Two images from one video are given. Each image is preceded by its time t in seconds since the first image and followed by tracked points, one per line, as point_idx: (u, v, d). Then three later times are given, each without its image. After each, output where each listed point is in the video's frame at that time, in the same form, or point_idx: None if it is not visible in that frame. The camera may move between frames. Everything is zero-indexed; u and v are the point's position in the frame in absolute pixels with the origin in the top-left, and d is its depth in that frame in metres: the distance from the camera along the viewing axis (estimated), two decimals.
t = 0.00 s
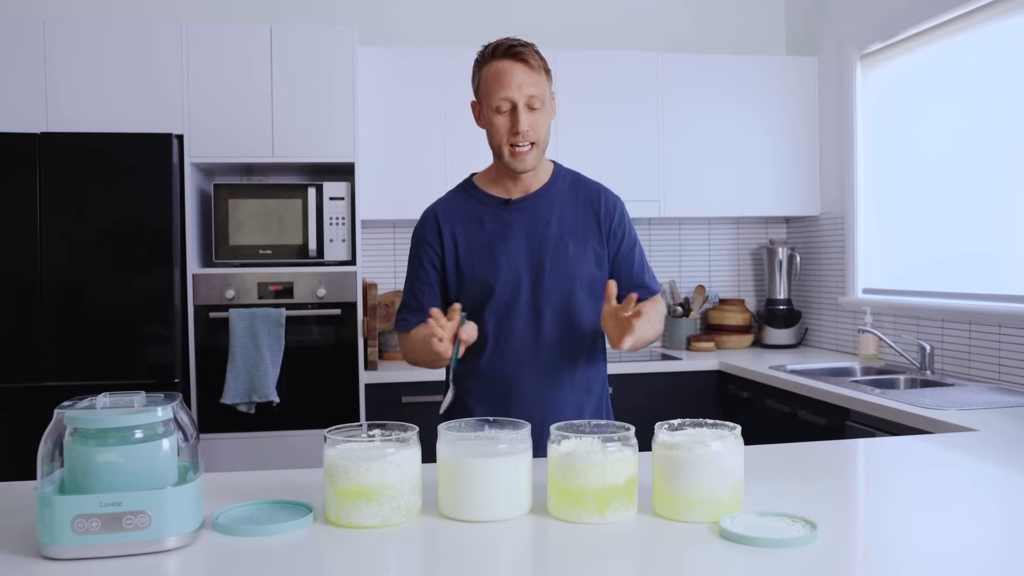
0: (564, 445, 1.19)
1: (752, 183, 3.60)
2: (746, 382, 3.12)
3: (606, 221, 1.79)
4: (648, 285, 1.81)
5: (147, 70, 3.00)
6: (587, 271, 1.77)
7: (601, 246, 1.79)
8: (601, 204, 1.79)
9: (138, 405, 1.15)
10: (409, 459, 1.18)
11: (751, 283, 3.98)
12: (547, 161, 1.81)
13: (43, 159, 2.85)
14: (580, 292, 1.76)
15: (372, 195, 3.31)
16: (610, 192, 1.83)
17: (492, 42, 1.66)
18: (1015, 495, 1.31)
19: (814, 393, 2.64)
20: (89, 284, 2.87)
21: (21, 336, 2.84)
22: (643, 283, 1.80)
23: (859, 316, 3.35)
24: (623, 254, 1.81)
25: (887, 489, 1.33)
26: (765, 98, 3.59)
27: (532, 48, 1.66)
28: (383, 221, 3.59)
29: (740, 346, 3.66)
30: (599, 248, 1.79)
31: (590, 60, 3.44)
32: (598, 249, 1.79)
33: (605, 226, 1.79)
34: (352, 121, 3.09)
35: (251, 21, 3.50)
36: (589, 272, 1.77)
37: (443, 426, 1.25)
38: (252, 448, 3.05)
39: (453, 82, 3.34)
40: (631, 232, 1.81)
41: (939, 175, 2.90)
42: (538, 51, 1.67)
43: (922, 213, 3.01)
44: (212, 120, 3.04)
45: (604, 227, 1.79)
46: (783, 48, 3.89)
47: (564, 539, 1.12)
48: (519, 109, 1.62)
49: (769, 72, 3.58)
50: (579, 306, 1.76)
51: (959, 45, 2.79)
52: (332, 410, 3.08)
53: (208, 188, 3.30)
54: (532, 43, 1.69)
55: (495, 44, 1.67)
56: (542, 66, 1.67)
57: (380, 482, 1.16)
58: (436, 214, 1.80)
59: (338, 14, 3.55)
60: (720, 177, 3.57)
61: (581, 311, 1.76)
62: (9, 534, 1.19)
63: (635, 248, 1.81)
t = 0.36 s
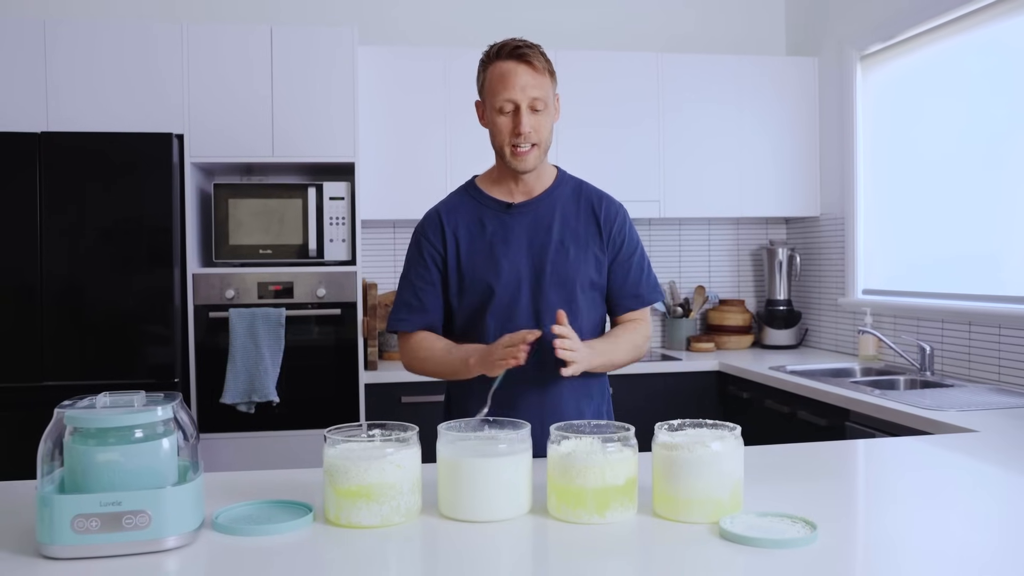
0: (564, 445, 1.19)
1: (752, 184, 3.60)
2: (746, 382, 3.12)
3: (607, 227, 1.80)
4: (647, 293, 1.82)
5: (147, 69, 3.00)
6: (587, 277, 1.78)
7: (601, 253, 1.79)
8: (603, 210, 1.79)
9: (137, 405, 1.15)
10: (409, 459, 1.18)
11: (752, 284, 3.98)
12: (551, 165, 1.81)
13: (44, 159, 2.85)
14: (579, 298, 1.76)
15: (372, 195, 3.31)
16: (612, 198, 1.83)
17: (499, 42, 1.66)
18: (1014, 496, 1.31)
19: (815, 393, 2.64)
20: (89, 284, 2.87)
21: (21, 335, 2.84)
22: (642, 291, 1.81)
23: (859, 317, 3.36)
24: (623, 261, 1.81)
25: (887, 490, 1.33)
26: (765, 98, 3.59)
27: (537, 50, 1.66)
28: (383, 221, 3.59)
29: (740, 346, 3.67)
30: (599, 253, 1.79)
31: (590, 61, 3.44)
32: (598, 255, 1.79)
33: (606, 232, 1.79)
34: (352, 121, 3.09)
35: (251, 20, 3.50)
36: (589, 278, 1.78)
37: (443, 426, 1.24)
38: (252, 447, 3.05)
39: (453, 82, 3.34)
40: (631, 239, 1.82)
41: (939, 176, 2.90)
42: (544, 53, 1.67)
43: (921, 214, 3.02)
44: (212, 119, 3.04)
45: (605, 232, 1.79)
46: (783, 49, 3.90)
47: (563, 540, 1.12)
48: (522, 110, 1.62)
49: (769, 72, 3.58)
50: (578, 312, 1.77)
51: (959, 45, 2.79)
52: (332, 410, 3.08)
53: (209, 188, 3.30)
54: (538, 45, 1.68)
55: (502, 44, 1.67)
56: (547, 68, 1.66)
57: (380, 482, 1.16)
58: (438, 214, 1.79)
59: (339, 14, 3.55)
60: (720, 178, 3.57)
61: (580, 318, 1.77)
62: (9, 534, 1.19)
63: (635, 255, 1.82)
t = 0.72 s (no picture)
0: (567, 446, 1.19)
1: (754, 185, 3.60)
2: (748, 383, 3.11)
3: (610, 226, 1.79)
4: (651, 292, 1.81)
5: (148, 69, 3.00)
6: (589, 276, 1.77)
7: (605, 252, 1.79)
8: (606, 210, 1.79)
9: (140, 405, 1.15)
10: (411, 460, 1.18)
11: (754, 285, 3.97)
12: (553, 165, 1.80)
13: (46, 160, 2.85)
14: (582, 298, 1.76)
15: (374, 195, 3.31)
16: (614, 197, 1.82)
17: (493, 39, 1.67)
18: (1016, 497, 1.31)
19: (817, 394, 2.64)
20: (90, 285, 2.87)
21: (22, 335, 2.85)
22: (645, 290, 1.81)
23: (862, 318, 3.35)
24: (626, 261, 1.81)
25: (889, 491, 1.33)
26: (767, 99, 3.59)
27: (531, 45, 1.66)
28: (386, 222, 3.59)
29: (742, 347, 3.67)
30: (602, 252, 1.79)
31: (591, 61, 3.44)
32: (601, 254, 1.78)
33: (609, 231, 1.79)
34: (353, 121, 3.10)
35: (252, 21, 3.51)
36: (592, 278, 1.78)
37: (445, 427, 1.24)
38: (253, 448, 3.05)
39: (455, 83, 3.34)
40: (635, 238, 1.81)
41: (941, 177, 2.90)
42: (537, 48, 1.67)
43: (923, 215, 3.01)
44: (214, 120, 3.04)
45: (608, 232, 1.79)
46: (785, 50, 3.89)
47: (565, 540, 1.12)
48: (512, 100, 1.62)
49: (771, 73, 3.58)
50: (581, 312, 1.76)
51: (960, 46, 2.79)
52: (334, 411, 3.08)
53: (211, 188, 3.30)
54: (533, 42, 1.69)
55: (496, 41, 1.69)
56: (540, 61, 1.66)
57: (382, 483, 1.16)
58: (441, 215, 1.80)
59: (340, 15, 3.55)
60: (722, 179, 3.57)
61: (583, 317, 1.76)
62: (11, 534, 1.19)
63: (638, 254, 1.82)
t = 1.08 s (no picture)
0: (566, 446, 1.19)
1: (754, 185, 3.60)
2: (748, 383, 3.11)
3: (609, 225, 1.79)
4: (651, 290, 1.81)
5: (148, 69, 3.00)
6: (589, 275, 1.77)
7: (604, 251, 1.79)
8: (605, 209, 1.79)
9: (139, 405, 1.15)
10: (410, 459, 1.18)
11: (753, 285, 3.97)
12: (551, 165, 1.80)
13: (45, 160, 2.85)
14: (582, 297, 1.76)
15: (374, 195, 3.31)
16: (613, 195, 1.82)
17: (492, 47, 1.64)
18: (1017, 497, 1.30)
19: (816, 394, 2.64)
20: (90, 285, 2.87)
21: (23, 336, 2.84)
22: (645, 287, 1.80)
23: (861, 318, 3.35)
24: (625, 259, 1.81)
25: (889, 491, 1.32)
26: (766, 99, 3.59)
27: (532, 53, 1.64)
28: (385, 222, 3.59)
29: (742, 347, 3.67)
30: (601, 251, 1.79)
31: (591, 61, 3.44)
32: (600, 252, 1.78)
33: (608, 230, 1.79)
34: (353, 121, 3.09)
35: (252, 21, 3.50)
36: (592, 277, 1.77)
37: (445, 426, 1.24)
38: (253, 448, 3.05)
39: (454, 83, 3.34)
40: (634, 237, 1.81)
41: (941, 177, 2.90)
42: (538, 56, 1.65)
43: (923, 215, 3.02)
44: (213, 120, 3.04)
45: (607, 230, 1.79)
46: (785, 50, 3.89)
47: (565, 540, 1.12)
48: (518, 118, 1.62)
49: (771, 73, 3.58)
50: (581, 311, 1.76)
51: (961, 46, 2.79)
52: (333, 411, 3.07)
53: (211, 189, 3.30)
54: (532, 47, 1.66)
55: (494, 47, 1.65)
56: (542, 71, 1.65)
57: (381, 483, 1.15)
58: (438, 217, 1.80)
59: (340, 15, 3.55)
60: (722, 179, 3.57)
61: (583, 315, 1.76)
62: (10, 534, 1.18)
63: (638, 252, 1.81)
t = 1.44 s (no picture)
0: (566, 447, 1.19)
1: (755, 186, 3.60)
2: (749, 384, 3.11)
3: (609, 228, 1.79)
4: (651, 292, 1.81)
5: (149, 70, 3.00)
6: (589, 278, 1.77)
7: (604, 254, 1.79)
8: (604, 211, 1.79)
9: (140, 406, 1.15)
10: (411, 461, 1.18)
11: (754, 286, 3.97)
12: (551, 167, 1.80)
13: (46, 161, 2.85)
14: (582, 300, 1.76)
15: (374, 196, 3.31)
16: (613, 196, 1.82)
17: (494, 47, 1.64)
18: (1017, 498, 1.31)
19: (817, 395, 2.63)
20: (90, 287, 2.87)
21: (23, 337, 2.85)
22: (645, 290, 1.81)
23: (862, 319, 3.35)
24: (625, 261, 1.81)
25: (890, 491, 1.33)
26: (767, 99, 3.59)
27: (534, 55, 1.64)
28: (386, 223, 3.59)
29: (742, 348, 3.66)
30: (602, 253, 1.79)
31: (592, 61, 3.44)
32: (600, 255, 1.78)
33: (608, 232, 1.79)
34: (353, 122, 3.10)
35: (253, 22, 3.51)
36: (592, 280, 1.78)
37: (445, 428, 1.24)
38: (253, 449, 3.05)
39: (455, 83, 3.34)
40: (635, 239, 1.81)
41: (941, 178, 2.90)
42: (540, 57, 1.65)
43: (923, 216, 3.02)
44: (214, 121, 3.04)
45: (607, 233, 1.79)
46: (786, 50, 3.89)
47: (566, 541, 1.12)
48: (519, 118, 1.62)
49: (771, 74, 3.58)
50: (581, 314, 1.77)
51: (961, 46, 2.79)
52: (334, 412, 3.07)
53: (212, 190, 3.31)
54: (535, 49, 1.67)
55: (496, 48, 1.65)
56: (544, 73, 1.65)
57: (382, 484, 1.15)
58: (439, 219, 1.79)
59: (340, 16, 3.55)
60: (723, 180, 3.57)
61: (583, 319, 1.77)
62: (11, 535, 1.18)
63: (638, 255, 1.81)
